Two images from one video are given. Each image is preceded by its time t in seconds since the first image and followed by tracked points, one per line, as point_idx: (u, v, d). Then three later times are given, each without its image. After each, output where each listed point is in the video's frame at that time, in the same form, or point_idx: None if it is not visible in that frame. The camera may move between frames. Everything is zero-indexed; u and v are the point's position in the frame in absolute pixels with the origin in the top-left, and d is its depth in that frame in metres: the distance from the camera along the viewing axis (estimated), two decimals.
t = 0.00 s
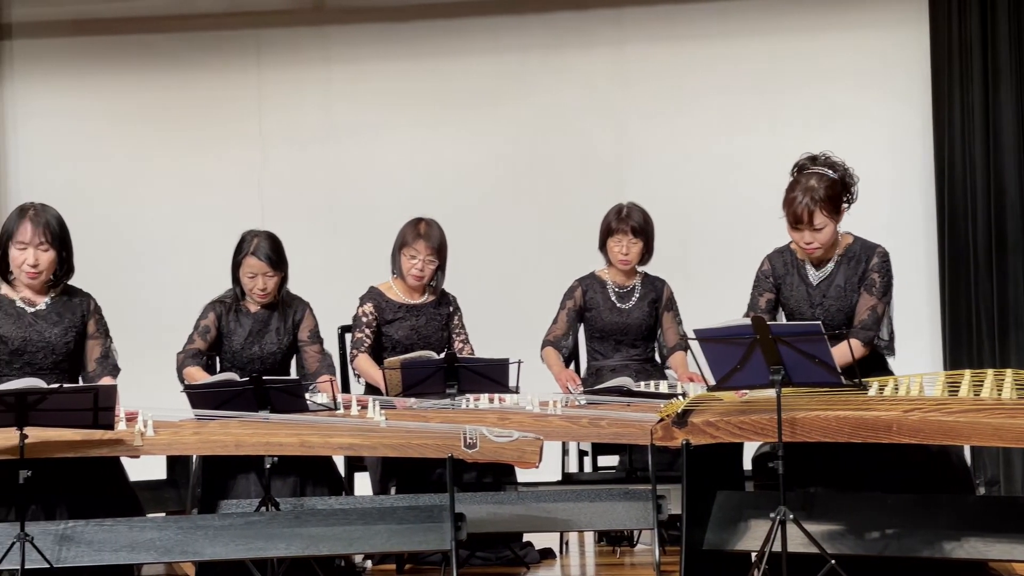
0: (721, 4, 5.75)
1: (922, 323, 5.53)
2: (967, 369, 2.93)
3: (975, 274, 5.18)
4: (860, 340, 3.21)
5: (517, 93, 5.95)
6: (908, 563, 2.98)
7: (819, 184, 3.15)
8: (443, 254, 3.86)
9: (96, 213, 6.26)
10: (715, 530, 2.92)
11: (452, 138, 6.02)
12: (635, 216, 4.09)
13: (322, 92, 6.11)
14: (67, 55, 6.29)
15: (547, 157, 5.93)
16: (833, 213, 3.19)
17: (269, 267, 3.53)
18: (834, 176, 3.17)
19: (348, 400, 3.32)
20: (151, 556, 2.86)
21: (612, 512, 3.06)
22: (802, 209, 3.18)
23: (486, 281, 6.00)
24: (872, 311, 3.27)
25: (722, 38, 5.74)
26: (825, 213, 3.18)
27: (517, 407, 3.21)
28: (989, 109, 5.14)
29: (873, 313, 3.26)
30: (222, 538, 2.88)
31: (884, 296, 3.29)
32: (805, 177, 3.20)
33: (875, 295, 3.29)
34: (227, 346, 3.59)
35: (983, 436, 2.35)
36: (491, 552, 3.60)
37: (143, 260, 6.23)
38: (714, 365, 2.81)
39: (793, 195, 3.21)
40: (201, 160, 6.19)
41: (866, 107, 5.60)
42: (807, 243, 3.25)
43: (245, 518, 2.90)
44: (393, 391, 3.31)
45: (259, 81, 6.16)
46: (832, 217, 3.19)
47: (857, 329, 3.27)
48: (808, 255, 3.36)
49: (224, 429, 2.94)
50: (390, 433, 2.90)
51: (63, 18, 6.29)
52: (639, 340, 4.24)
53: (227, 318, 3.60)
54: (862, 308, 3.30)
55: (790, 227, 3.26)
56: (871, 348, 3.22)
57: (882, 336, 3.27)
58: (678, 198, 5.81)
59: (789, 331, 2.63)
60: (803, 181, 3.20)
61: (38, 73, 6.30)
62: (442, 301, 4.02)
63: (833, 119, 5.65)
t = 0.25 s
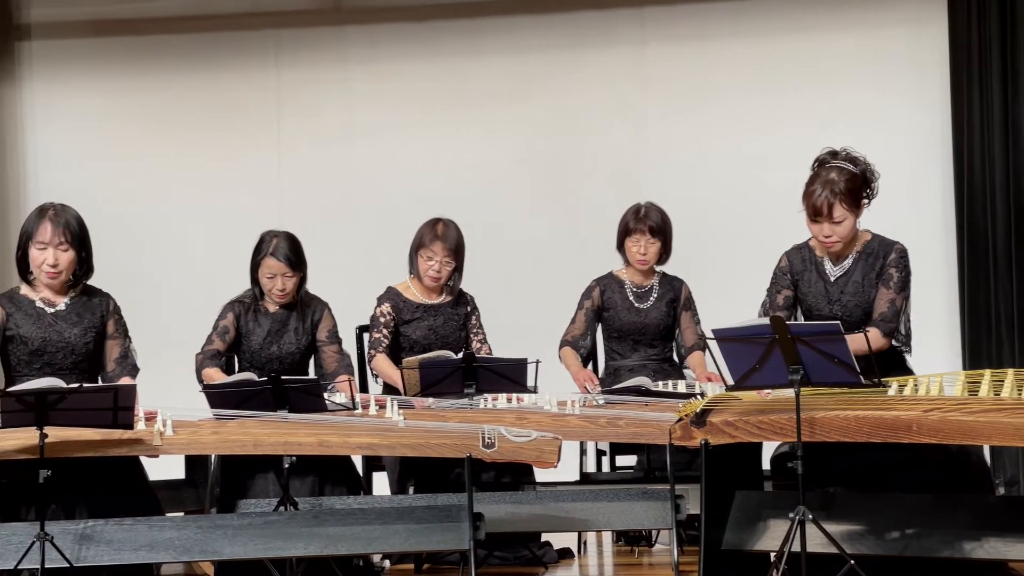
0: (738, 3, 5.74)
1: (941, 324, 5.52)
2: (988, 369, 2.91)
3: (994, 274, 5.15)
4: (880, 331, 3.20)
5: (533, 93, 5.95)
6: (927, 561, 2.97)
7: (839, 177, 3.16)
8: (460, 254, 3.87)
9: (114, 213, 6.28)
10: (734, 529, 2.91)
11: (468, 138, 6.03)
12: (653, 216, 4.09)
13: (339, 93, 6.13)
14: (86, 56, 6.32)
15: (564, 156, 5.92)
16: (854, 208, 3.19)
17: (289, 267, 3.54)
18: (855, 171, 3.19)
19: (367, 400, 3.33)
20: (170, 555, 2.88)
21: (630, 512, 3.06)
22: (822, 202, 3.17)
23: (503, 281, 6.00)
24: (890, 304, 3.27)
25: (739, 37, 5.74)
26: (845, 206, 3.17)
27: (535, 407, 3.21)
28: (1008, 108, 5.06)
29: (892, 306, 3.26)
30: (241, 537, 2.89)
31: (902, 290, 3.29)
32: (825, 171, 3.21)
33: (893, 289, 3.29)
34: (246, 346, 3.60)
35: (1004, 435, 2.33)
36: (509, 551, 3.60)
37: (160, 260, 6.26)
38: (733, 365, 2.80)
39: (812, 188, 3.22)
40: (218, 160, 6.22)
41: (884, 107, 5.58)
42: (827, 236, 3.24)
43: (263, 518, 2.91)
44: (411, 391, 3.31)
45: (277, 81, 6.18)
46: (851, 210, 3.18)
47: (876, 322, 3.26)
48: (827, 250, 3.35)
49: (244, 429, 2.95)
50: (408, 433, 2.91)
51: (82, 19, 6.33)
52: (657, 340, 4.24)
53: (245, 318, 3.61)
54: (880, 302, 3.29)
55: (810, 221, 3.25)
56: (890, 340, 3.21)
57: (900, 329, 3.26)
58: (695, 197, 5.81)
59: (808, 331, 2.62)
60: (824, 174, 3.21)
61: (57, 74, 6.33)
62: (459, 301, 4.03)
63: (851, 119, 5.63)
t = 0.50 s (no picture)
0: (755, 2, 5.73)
1: (960, 325, 5.50)
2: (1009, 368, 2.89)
3: (1014, 275, 5.13)
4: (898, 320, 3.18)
5: (549, 93, 5.95)
6: (948, 562, 2.93)
7: (859, 171, 3.17)
8: (478, 254, 3.87)
9: (132, 213, 6.30)
10: (754, 529, 2.90)
11: (485, 138, 6.03)
12: (671, 216, 4.09)
13: (356, 93, 6.14)
14: (104, 56, 6.34)
15: (580, 156, 5.93)
16: (874, 201, 3.18)
17: (307, 267, 3.55)
18: (875, 165, 3.19)
19: (385, 400, 3.33)
20: (189, 555, 2.88)
21: (648, 512, 3.06)
22: (842, 193, 3.17)
23: (520, 280, 6.00)
24: (908, 296, 3.25)
25: (756, 36, 5.73)
26: (866, 199, 3.17)
27: (553, 407, 3.21)
28: None
29: (910, 297, 3.24)
30: (259, 536, 2.90)
31: (920, 284, 3.27)
32: (847, 164, 3.22)
33: (911, 283, 3.28)
34: (265, 345, 3.61)
35: None
36: (527, 551, 3.60)
37: (177, 260, 6.28)
38: (752, 365, 2.79)
39: (833, 181, 3.23)
40: (236, 160, 6.24)
41: (903, 107, 5.57)
42: (845, 229, 3.22)
43: (282, 517, 2.92)
44: (430, 391, 3.32)
45: (294, 81, 6.20)
46: (871, 203, 3.18)
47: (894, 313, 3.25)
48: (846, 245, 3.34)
49: (262, 428, 2.95)
50: (427, 432, 2.91)
51: (101, 19, 6.36)
52: (675, 339, 4.22)
53: (264, 317, 3.62)
54: (898, 295, 3.28)
55: (829, 213, 3.24)
56: (909, 329, 3.18)
57: (918, 320, 3.23)
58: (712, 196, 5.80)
59: (827, 330, 2.61)
60: (845, 167, 3.23)
61: (75, 74, 6.36)
62: (477, 301, 4.03)
63: (870, 119, 5.62)
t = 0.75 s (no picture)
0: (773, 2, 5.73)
1: (979, 326, 5.48)
2: None
3: None
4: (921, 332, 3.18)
5: (566, 92, 5.95)
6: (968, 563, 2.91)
7: (879, 169, 3.17)
8: (496, 254, 3.88)
9: (151, 213, 6.33)
10: (772, 530, 2.89)
11: (502, 138, 6.04)
12: (688, 216, 4.09)
13: (373, 93, 6.16)
14: (122, 57, 6.35)
15: (597, 156, 5.93)
16: (893, 200, 3.18)
17: (324, 267, 3.56)
18: (895, 164, 3.19)
19: (403, 400, 3.34)
20: (208, 554, 2.89)
21: (667, 512, 3.06)
22: (861, 191, 3.16)
23: (537, 281, 6.01)
24: (931, 305, 3.25)
25: (773, 35, 5.73)
26: (885, 198, 3.16)
27: (571, 406, 3.22)
28: None
29: (933, 307, 3.24)
30: (278, 536, 2.91)
31: (942, 291, 3.26)
32: (866, 162, 3.22)
33: (933, 289, 3.27)
34: (283, 345, 3.62)
35: None
36: (545, 551, 3.60)
37: (196, 260, 6.31)
38: (770, 365, 2.79)
39: (852, 179, 3.23)
40: (254, 160, 6.26)
41: (922, 107, 5.55)
42: (864, 228, 3.22)
43: (300, 517, 2.92)
44: (448, 390, 3.33)
45: (312, 82, 6.21)
46: (890, 202, 3.17)
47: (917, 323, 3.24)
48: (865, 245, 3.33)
49: (281, 428, 2.96)
50: (445, 432, 2.92)
51: (119, 20, 6.38)
52: (693, 339, 4.22)
53: (282, 317, 3.63)
54: (920, 302, 3.27)
55: (848, 212, 3.24)
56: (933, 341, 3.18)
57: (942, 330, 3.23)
58: (730, 196, 5.80)
59: (846, 330, 2.60)
60: (865, 165, 3.23)
61: (94, 75, 6.38)
62: (495, 301, 4.04)
63: (889, 118, 5.60)
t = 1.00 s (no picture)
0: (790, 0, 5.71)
1: (999, 325, 5.46)
2: None
3: None
4: (948, 335, 3.18)
5: (582, 91, 5.95)
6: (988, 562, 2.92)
7: (899, 170, 3.13)
8: (514, 254, 3.88)
9: (169, 213, 6.35)
10: (791, 530, 2.88)
11: (519, 137, 6.04)
12: (703, 220, 4.08)
13: (390, 92, 6.17)
14: (140, 58, 6.38)
15: (614, 155, 5.93)
16: (912, 200, 3.16)
17: (342, 267, 3.56)
18: (914, 165, 3.16)
19: (421, 400, 3.34)
20: (227, 553, 2.90)
21: (685, 511, 3.05)
22: (880, 192, 3.14)
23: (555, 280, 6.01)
24: (956, 306, 3.24)
25: (790, 34, 5.72)
26: (903, 198, 3.14)
27: (589, 406, 3.22)
28: None
29: (958, 308, 3.23)
30: (296, 536, 2.92)
31: (966, 291, 3.25)
32: (885, 162, 3.19)
33: (956, 290, 3.26)
34: (301, 345, 3.63)
35: None
36: (564, 551, 3.61)
37: (213, 260, 6.33)
38: (789, 364, 2.77)
39: (870, 179, 3.20)
40: (271, 160, 6.28)
41: (940, 105, 5.54)
42: (882, 229, 3.21)
43: (319, 517, 2.93)
44: (466, 390, 3.33)
45: (329, 82, 6.23)
46: (909, 203, 3.16)
47: (943, 325, 3.23)
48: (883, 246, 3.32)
49: (299, 428, 2.97)
50: (463, 432, 2.92)
51: (137, 20, 6.40)
52: (711, 338, 4.22)
53: (300, 317, 3.64)
54: (944, 304, 3.26)
55: (866, 213, 3.22)
56: (961, 344, 3.18)
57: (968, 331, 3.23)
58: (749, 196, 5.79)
59: (865, 329, 2.59)
60: (884, 165, 3.20)
61: (112, 75, 6.39)
62: (512, 300, 4.04)
63: (907, 117, 5.59)
